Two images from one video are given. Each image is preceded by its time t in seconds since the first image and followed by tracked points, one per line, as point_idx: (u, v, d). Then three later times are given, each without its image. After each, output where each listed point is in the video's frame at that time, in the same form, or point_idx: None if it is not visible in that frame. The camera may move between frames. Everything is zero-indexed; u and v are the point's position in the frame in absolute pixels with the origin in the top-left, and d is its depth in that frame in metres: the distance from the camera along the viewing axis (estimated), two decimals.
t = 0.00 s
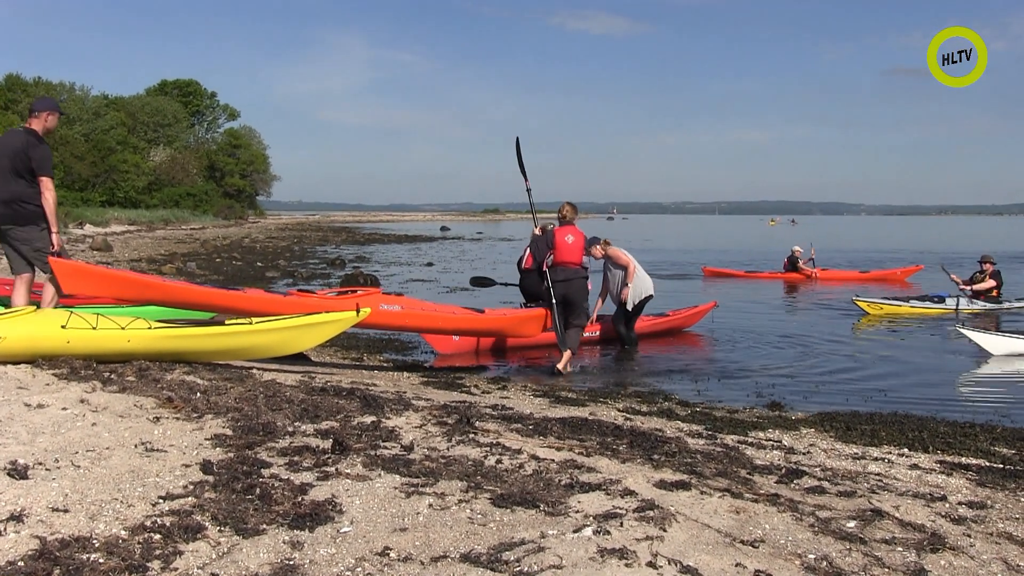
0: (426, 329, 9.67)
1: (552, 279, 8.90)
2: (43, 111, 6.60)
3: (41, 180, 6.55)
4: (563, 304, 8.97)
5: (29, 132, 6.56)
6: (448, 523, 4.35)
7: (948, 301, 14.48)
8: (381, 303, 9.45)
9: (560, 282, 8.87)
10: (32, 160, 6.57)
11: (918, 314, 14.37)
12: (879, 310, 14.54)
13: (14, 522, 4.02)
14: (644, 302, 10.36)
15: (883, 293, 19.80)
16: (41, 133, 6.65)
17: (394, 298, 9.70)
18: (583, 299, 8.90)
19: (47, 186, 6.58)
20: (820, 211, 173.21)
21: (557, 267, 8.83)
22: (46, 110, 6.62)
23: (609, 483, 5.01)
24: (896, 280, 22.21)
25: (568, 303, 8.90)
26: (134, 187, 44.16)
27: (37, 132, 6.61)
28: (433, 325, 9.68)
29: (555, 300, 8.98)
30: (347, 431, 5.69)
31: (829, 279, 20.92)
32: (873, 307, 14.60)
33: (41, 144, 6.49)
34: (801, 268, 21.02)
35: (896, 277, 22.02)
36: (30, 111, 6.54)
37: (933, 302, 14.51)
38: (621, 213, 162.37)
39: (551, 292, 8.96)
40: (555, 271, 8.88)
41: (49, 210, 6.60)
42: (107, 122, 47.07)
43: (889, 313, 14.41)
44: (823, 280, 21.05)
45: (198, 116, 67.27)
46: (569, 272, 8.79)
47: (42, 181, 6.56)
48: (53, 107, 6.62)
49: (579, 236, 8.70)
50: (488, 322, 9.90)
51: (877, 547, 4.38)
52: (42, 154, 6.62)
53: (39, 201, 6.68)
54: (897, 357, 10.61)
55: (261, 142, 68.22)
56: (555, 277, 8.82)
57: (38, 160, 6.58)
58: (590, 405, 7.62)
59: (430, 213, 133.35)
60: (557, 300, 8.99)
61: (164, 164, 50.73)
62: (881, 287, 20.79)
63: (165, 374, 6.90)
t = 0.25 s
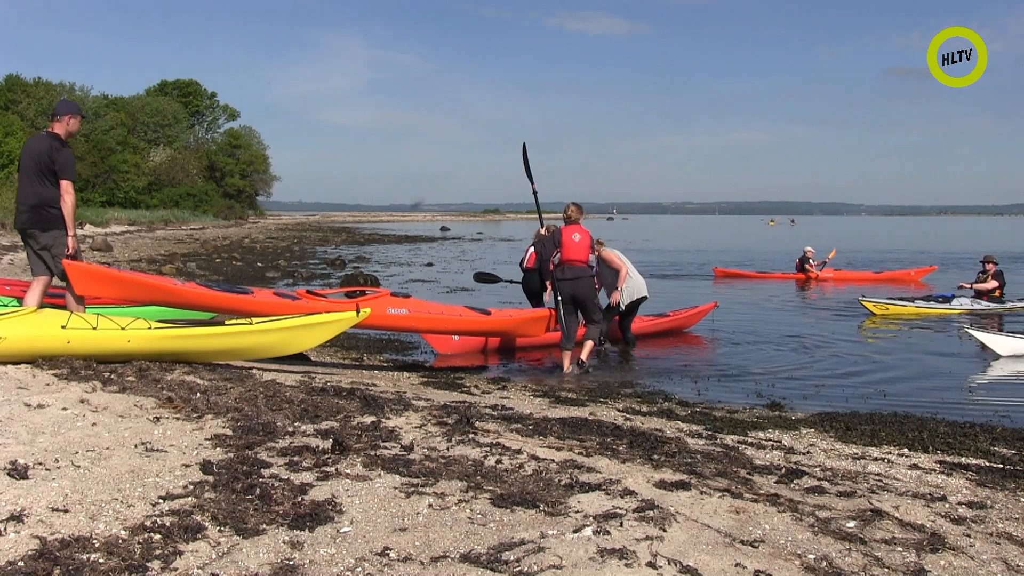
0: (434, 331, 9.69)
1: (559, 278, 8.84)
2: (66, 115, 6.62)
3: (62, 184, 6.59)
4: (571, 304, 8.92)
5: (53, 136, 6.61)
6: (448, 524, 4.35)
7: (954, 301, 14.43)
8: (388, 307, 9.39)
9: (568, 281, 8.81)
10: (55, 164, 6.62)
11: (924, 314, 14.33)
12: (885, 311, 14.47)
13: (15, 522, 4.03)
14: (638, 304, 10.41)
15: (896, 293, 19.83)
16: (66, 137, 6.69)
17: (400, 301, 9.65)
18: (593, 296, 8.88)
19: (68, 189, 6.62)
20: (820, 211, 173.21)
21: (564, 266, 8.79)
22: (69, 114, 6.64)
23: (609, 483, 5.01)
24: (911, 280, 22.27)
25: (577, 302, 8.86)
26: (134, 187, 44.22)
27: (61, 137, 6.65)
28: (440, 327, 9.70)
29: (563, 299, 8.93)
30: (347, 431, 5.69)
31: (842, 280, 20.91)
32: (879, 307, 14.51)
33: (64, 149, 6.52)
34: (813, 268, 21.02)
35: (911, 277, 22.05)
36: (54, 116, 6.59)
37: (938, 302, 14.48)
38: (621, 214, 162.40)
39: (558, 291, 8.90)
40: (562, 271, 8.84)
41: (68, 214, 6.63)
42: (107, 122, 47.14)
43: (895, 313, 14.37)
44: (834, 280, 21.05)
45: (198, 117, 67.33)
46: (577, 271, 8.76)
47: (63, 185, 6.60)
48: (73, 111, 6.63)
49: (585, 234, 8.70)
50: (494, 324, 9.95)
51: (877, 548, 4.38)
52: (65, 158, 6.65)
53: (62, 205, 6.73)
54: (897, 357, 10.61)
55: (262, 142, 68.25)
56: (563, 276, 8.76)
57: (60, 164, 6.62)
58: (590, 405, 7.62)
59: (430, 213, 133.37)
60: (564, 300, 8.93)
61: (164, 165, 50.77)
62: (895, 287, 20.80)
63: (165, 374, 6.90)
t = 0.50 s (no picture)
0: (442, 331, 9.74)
1: (568, 278, 8.90)
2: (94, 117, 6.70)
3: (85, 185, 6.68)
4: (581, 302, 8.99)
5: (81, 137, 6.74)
6: (449, 524, 4.35)
7: (959, 301, 14.45)
8: (397, 308, 9.42)
9: (576, 281, 8.87)
10: (81, 166, 6.75)
11: (929, 314, 14.30)
12: (891, 311, 14.42)
13: (15, 522, 4.03)
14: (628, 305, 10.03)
15: (910, 294, 19.81)
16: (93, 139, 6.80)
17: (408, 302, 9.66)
18: (601, 296, 8.90)
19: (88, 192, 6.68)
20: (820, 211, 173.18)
21: (572, 266, 8.84)
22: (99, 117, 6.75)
23: (610, 483, 5.01)
24: (927, 280, 22.22)
25: (586, 301, 8.91)
26: (135, 187, 44.25)
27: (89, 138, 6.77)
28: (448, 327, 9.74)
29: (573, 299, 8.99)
30: (348, 431, 5.69)
31: (857, 279, 20.88)
32: (886, 308, 14.47)
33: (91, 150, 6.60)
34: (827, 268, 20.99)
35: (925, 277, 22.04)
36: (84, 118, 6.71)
37: (944, 302, 14.45)
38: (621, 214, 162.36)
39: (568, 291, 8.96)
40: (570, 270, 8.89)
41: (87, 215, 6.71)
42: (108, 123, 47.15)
43: (901, 314, 14.34)
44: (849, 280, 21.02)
45: (198, 116, 67.35)
46: (586, 271, 8.80)
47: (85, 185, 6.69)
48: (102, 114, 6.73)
49: (593, 234, 8.70)
50: (501, 324, 10.02)
51: (877, 548, 4.38)
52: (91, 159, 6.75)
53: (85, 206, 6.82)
54: (897, 357, 10.61)
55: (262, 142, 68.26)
56: (572, 276, 8.82)
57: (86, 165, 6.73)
58: (590, 405, 7.62)
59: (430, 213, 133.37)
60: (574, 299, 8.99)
61: (164, 165, 50.78)
62: (910, 287, 20.80)
63: (166, 374, 6.90)
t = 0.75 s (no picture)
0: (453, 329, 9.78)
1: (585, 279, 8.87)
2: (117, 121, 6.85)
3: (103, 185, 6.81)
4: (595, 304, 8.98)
5: (103, 138, 6.90)
6: (450, 523, 4.35)
7: (965, 301, 14.42)
8: (408, 305, 9.51)
9: (594, 282, 8.86)
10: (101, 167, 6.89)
11: (935, 314, 14.28)
12: (899, 310, 14.33)
13: (17, 520, 4.03)
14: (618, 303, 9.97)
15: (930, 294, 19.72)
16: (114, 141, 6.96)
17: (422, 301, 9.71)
18: (615, 300, 8.89)
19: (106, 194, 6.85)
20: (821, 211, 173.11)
21: (590, 267, 8.82)
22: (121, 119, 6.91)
23: (611, 482, 5.01)
24: (946, 280, 22.16)
25: (601, 303, 8.91)
26: (136, 187, 44.26)
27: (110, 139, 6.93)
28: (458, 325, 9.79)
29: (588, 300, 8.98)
30: (349, 430, 5.69)
31: (878, 279, 20.82)
32: (893, 308, 14.36)
33: (109, 150, 6.74)
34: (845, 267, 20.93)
35: (946, 277, 21.94)
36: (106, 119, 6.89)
37: (950, 301, 14.43)
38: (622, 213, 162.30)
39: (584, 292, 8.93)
40: (588, 272, 8.86)
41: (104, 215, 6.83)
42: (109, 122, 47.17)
43: (908, 314, 14.28)
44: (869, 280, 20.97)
45: (199, 116, 67.38)
46: (603, 273, 8.79)
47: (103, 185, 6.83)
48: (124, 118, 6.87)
49: (612, 237, 8.71)
50: (512, 322, 10.04)
51: (878, 548, 4.37)
52: (110, 161, 6.90)
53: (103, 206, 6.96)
54: (899, 357, 10.60)
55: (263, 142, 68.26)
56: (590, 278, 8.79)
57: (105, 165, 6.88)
58: (591, 404, 7.61)
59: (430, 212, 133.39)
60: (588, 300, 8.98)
61: (166, 164, 50.81)
62: (929, 288, 20.70)
63: (167, 373, 6.90)
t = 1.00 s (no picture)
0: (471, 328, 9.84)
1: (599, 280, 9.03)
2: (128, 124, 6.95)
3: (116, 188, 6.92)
4: (608, 305, 9.13)
5: (115, 141, 7.01)
6: (450, 523, 4.35)
7: (970, 301, 14.43)
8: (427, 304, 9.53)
9: (608, 283, 9.01)
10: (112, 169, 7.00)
11: (940, 314, 14.26)
12: (904, 310, 14.30)
13: (18, 520, 4.03)
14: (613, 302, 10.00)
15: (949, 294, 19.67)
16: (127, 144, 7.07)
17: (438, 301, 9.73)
18: (627, 300, 9.15)
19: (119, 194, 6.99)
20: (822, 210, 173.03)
21: (604, 268, 8.99)
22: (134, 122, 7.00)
23: (611, 482, 5.00)
24: (963, 280, 22.09)
25: (614, 305, 9.08)
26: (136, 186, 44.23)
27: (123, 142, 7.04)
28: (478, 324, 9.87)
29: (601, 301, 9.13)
30: (349, 430, 5.68)
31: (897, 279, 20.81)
32: (899, 307, 14.34)
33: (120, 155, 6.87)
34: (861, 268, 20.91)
35: (963, 277, 21.88)
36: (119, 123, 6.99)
37: (956, 302, 14.42)
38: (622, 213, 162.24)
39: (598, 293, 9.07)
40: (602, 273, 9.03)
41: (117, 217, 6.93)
42: (109, 122, 47.15)
43: (914, 313, 14.27)
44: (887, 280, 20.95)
45: (199, 115, 67.36)
46: (618, 275, 8.99)
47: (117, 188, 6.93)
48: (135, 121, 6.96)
49: (626, 240, 8.96)
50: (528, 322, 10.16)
51: (879, 548, 4.37)
52: (123, 163, 7.00)
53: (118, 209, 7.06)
54: (900, 357, 10.58)
55: (263, 141, 68.24)
56: (605, 278, 8.96)
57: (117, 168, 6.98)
58: (592, 404, 7.60)
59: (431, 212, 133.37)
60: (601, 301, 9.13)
61: (166, 163, 50.78)
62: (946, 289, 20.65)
63: (167, 373, 6.89)
